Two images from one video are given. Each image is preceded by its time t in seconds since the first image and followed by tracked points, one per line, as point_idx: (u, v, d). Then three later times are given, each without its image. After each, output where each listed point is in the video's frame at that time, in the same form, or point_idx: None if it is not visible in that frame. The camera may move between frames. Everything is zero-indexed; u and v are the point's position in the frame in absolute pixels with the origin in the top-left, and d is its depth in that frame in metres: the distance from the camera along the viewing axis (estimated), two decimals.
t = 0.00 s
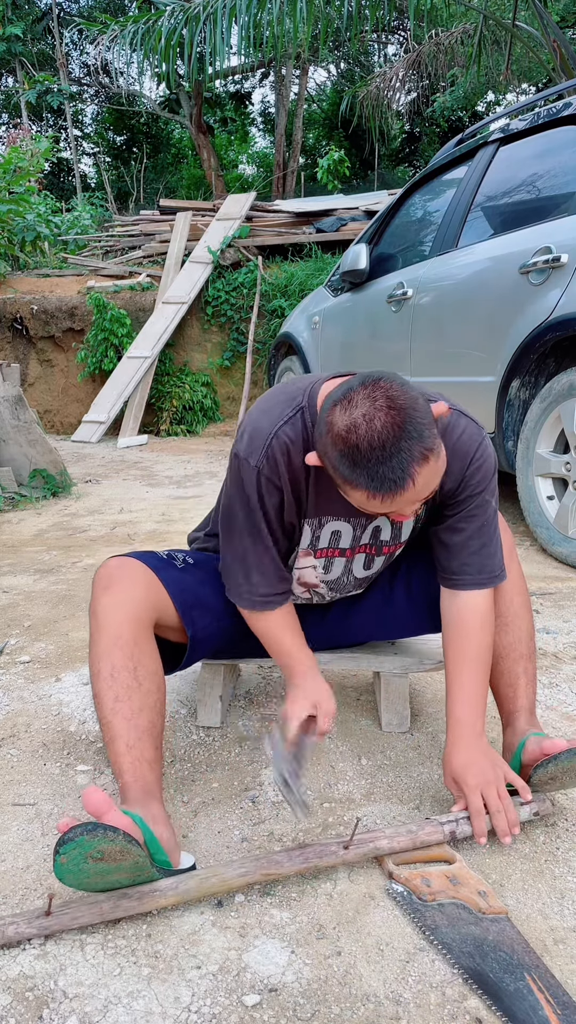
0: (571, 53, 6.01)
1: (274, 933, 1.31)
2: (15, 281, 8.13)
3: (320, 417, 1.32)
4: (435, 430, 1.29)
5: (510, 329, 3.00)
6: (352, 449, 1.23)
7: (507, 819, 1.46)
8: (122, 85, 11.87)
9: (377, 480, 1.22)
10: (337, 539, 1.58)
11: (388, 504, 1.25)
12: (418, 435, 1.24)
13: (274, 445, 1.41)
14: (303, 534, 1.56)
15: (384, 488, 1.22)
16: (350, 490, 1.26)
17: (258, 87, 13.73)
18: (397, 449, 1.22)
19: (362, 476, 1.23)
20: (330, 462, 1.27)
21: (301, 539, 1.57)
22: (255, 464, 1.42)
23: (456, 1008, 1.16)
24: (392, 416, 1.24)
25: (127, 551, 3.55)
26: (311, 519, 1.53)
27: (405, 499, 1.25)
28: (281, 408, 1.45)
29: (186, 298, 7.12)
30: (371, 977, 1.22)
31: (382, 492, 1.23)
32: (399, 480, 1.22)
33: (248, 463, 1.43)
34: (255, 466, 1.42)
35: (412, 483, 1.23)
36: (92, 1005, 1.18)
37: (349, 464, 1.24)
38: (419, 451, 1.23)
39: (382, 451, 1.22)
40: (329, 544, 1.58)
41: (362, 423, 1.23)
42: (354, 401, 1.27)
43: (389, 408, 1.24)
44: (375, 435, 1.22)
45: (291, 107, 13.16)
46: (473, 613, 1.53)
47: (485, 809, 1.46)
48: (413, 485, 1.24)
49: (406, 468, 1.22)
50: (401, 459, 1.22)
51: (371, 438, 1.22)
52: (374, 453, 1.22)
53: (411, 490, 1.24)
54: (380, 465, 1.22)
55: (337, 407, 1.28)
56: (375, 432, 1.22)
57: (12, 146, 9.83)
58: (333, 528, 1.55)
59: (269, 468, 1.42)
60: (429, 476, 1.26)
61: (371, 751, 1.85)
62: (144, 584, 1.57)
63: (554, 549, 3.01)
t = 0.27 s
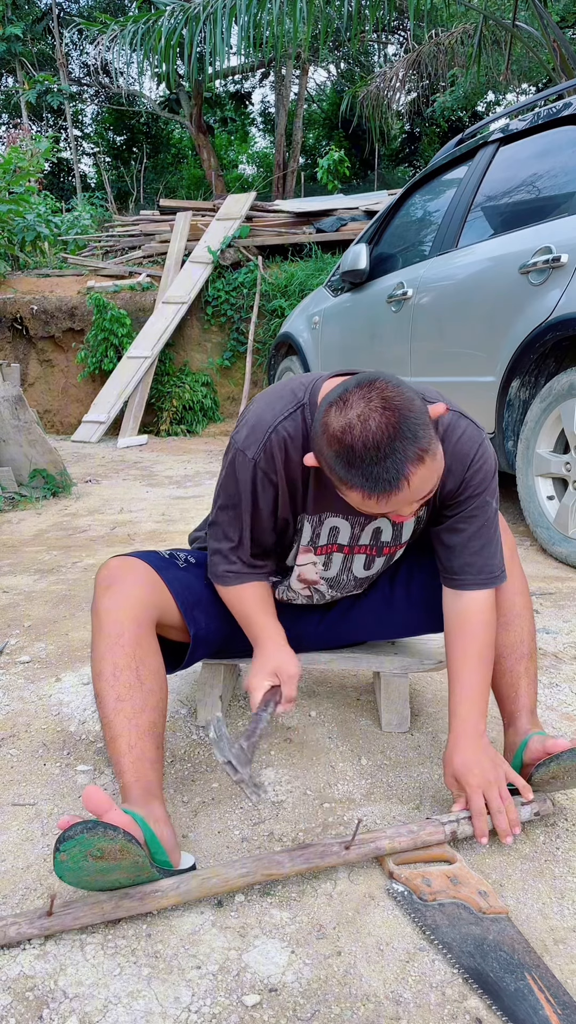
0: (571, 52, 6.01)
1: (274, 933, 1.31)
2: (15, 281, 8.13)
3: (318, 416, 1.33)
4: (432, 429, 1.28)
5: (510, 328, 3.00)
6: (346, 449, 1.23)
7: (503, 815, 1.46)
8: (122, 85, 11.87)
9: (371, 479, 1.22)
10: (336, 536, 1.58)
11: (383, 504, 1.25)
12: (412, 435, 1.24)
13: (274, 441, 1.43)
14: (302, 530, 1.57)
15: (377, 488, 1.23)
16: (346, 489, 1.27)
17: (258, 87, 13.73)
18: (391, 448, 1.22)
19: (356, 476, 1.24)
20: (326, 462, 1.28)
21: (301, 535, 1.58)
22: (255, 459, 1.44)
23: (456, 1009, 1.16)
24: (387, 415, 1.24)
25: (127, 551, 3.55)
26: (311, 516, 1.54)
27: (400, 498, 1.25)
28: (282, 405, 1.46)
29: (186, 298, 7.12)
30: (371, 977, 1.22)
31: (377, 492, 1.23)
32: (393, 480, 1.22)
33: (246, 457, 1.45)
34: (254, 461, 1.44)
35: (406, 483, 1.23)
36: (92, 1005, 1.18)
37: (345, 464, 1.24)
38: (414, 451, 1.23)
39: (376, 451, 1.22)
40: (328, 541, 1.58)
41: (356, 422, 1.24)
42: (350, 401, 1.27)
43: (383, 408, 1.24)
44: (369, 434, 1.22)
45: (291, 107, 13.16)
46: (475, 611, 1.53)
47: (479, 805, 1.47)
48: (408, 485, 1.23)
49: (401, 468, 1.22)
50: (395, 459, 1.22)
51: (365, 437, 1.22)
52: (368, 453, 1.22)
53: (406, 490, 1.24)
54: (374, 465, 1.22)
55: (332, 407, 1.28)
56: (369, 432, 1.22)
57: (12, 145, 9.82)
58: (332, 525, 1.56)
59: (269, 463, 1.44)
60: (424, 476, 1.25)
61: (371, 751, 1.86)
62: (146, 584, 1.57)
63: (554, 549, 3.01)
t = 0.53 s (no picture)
0: (571, 52, 6.01)
1: (274, 933, 1.31)
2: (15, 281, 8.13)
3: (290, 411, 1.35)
4: (405, 422, 1.28)
5: (510, 328, 3.00)
6: (315, 440, 1.24)
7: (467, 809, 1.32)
8: (121, 85, 11.87)
9: (341, 470, 1.22)
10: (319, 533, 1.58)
11: (356, 497, 1.23)
12: (381, 426, 1.23)
13: (251, 435, 1.46)
14: (284, 524, 1.58)
15: (348, 479, 1.21)
16: (320, 482, 1.26)
17: (258, 87, 13.73)
18: (358, 439, 1.21)
19: (326, 467, 1.23)
20: (299, 457, 1.29)
21: (284, 530, 1.59)
22: (232, 451, 1.48)
23: (456, 1009, 1.16)
24: (355, 407, 1.24)
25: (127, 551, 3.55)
26: (293, 510, 1.55)
27: (373, 491, 1.23)
28: (262, 401, 1.50)
29: (187, 298, 7.12)
30: (371, 978, 1.22)
31: (347, 483, 1.22)
32: (362, 471, 1.21)
33: (225, 450, 1.48)
34: (232, 453, 1.48)
35: (377, 474, 1.21)
36: (92, 1005, 1.18)
37: (315, 456, 1.25)
38: (385, 442, 1.22)
39: (345, 442, 1.22)
40: (312, 537, 1.59)
41: (325, 414, 1.25)
42: (319, 396, 1.29)
43: (352, 401, 1.25)
44: (337, 426, 1.23)
45: (291, 107, 13.16)
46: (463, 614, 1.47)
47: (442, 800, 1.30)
48: (379, 476, 1.21)
49: (370, 459, 1.20)
50: (365, 449, 1.21)
51: (333, 428, 1.23)
52: (336, 444, 1.21)
53: (377, 482, 1.22)
54: (342, 455, 1.21)
55: (302, 402, 1.30)
56: (337, 424, 1.23)
57: (12, 146, 9.83)
58: (315, 521, 1.57)
59: (245, 454, 1.47)
60: (397, 468, 1.23)
61: (371, 751, 1.86)
62: (151, 581, 1.57)
63: (554, 549, 3.01)
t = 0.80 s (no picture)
0: (571, 52, 6.01)
1: (274, 933, 1.31)
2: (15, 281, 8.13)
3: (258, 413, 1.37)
4: (372, 420, 1.28)
5: (510, 328, 3.00)
6: (281, 440, 1.26)
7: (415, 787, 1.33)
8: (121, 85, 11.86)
9: (307, 470, 1.22)
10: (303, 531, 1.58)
11: (321, 496, 1.24)
12: (346, 424, 1.23)
13: (229, 435, 1.47)
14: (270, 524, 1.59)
15: (312, 477, 1.22)
16: (287, 481, 1.28)
17: (258, 86, 13.72)
18: (322, 438, 1.22)
19: (293, 468, 1.24)
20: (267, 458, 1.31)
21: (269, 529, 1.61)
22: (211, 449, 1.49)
23: (456, 1009, 1.16)
24: (320, 406, 1.25)
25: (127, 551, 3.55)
26: (276, 510, 1.56)
27: (338, 490, 1.23)
28: (242, 400, 1.50)
29: (187, 298, 7.12)
30: (371, 978, 1.22)
31: (312, 483, 1.22)
32: (328, 470, 1.21)
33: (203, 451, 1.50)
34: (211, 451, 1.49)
35: (342, 473, 1.21)
36: (92, 1005, 1.18)
37: (280, 454, 1.26)
38: (349, 439, 1.22)
39: (308, 440, 1.22)
40: (297, 536, 1.59)
41: (291, 415, 1.26)
42: (284, 396, 1.30)
43: (317, 400, 1.26)
44: (302, 426, 1.24)
45: (291, 107, 13.16)
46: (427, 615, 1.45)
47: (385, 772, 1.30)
48: (344, 475, 1.22)
49: (333, 458, 1.21)
50: (328, 447, 1.21)
51: (299, 428, 1.24)
52: (299, 443, 1.23)
53: (342, 480, 1.22)
54: (308, 455, 1.22)
55: (268, 403, 1.32)
56: (301, 423, 1.24)
57: (13, 146, 9.83)
58: (299, 520, 1.57)
59: (223, 452, 1.48)
60: (363, 466, 1.23)
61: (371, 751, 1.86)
62: (151, 582, 1.57)
63: (554, 549, 3.01)
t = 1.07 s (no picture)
0: (571, 52, 6.01)
1: (274, 933, 1.31)
2: (15, 281, 8.13)
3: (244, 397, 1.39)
4: (356, 406, 1.30)
5: (510, 328, 3.00)
6: (263, 423, 1.28)
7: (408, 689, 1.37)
8: (121, 85, 11.87)
9: (289, 454, 1.25)
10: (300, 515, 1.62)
11: (303, 481, 1.26)
12: (329, 409, 1.25)
13: (221, 430, 1.49)
14: (269, 517, 1.62)
15: (294, 462, 1.24)
16: (270, 466, 1.30)
17: (258, 87, 13.72)
18: (304, 422, 1.24)
19: (275, 451, 1.27)
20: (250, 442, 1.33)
21: (270, 523, 1.63)
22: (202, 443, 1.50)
23: (456, 1009, 1.16)
24: (303, 391, 1.28)
25: (127, 551, 3.55)
26: (275, 501, 1.59)
27: (320, 475, 1.25)
28: (231, 398, 1.54)
29: (187, 298, 7.12)
30: (371, 978, 1.22)
31: (294, 467, 1.25)
32: (310, 454, 1.23)
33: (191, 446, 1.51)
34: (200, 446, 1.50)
35: (323, 456, 1.24)
36: (92, 1005, 1.18)
37: (263, 439, 1.28)
38: (332, 424, 1.24)
39: (291, 424, 1.25)
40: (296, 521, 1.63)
41: (274, 399, 1.29)
42: (268, 380, 1.33)
43: (300, 385, 1.29)
44: (284, 409, 1.26)
45: (291, 107, 13.16)
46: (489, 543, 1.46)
47: (373, 655, 1.36)
48: (326, 458, 1.24)
49: (315, 443, 1.23)
50: (311, 431, 1.23)
51: (281, 412, 1.27)
52: (282, 428, 1.25)
53: (324, 465, 1.24)
54: (289, 438, 1.24)
55: (252, 387, 1.34)
56: (284, 407, 1.27)
57: (13, 146, 9.83)
58: (297, 506, 1.61)
59: (214, 447, 1.49)
60: (345, 452, 1.26)
61: (371, 751, 1.86)
62: (146, 585, 1.56)
63: (554, 549, 3.02)
